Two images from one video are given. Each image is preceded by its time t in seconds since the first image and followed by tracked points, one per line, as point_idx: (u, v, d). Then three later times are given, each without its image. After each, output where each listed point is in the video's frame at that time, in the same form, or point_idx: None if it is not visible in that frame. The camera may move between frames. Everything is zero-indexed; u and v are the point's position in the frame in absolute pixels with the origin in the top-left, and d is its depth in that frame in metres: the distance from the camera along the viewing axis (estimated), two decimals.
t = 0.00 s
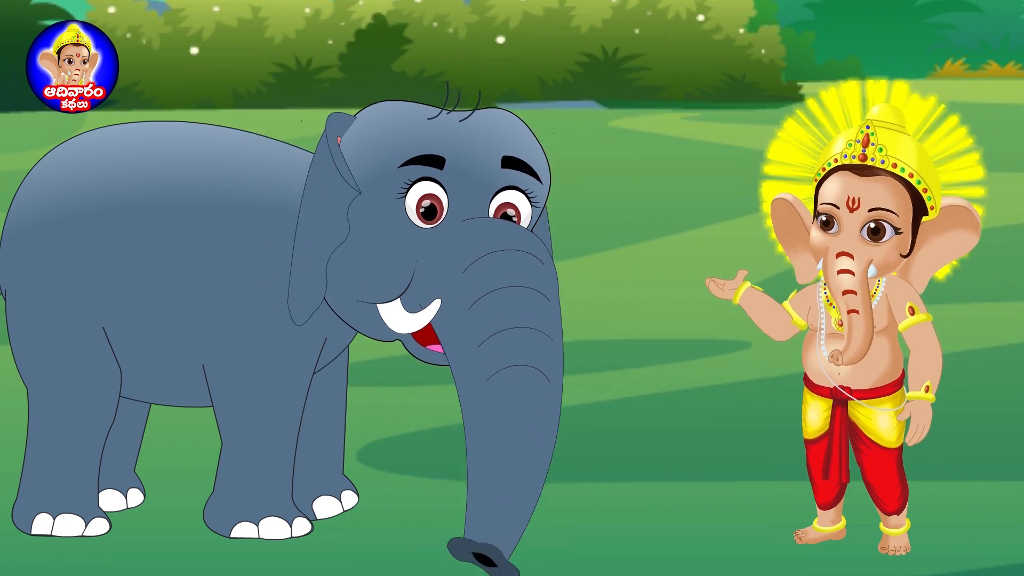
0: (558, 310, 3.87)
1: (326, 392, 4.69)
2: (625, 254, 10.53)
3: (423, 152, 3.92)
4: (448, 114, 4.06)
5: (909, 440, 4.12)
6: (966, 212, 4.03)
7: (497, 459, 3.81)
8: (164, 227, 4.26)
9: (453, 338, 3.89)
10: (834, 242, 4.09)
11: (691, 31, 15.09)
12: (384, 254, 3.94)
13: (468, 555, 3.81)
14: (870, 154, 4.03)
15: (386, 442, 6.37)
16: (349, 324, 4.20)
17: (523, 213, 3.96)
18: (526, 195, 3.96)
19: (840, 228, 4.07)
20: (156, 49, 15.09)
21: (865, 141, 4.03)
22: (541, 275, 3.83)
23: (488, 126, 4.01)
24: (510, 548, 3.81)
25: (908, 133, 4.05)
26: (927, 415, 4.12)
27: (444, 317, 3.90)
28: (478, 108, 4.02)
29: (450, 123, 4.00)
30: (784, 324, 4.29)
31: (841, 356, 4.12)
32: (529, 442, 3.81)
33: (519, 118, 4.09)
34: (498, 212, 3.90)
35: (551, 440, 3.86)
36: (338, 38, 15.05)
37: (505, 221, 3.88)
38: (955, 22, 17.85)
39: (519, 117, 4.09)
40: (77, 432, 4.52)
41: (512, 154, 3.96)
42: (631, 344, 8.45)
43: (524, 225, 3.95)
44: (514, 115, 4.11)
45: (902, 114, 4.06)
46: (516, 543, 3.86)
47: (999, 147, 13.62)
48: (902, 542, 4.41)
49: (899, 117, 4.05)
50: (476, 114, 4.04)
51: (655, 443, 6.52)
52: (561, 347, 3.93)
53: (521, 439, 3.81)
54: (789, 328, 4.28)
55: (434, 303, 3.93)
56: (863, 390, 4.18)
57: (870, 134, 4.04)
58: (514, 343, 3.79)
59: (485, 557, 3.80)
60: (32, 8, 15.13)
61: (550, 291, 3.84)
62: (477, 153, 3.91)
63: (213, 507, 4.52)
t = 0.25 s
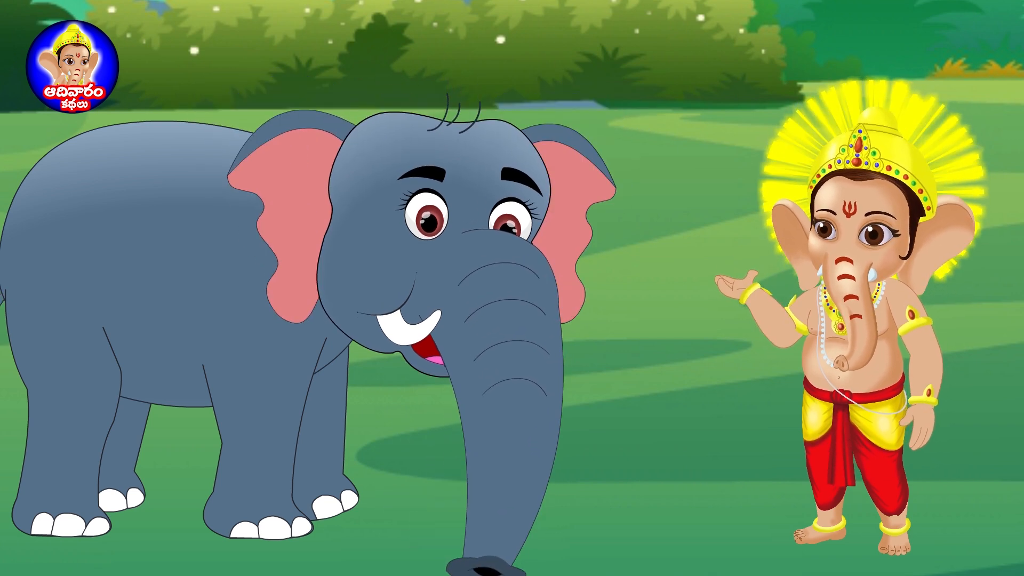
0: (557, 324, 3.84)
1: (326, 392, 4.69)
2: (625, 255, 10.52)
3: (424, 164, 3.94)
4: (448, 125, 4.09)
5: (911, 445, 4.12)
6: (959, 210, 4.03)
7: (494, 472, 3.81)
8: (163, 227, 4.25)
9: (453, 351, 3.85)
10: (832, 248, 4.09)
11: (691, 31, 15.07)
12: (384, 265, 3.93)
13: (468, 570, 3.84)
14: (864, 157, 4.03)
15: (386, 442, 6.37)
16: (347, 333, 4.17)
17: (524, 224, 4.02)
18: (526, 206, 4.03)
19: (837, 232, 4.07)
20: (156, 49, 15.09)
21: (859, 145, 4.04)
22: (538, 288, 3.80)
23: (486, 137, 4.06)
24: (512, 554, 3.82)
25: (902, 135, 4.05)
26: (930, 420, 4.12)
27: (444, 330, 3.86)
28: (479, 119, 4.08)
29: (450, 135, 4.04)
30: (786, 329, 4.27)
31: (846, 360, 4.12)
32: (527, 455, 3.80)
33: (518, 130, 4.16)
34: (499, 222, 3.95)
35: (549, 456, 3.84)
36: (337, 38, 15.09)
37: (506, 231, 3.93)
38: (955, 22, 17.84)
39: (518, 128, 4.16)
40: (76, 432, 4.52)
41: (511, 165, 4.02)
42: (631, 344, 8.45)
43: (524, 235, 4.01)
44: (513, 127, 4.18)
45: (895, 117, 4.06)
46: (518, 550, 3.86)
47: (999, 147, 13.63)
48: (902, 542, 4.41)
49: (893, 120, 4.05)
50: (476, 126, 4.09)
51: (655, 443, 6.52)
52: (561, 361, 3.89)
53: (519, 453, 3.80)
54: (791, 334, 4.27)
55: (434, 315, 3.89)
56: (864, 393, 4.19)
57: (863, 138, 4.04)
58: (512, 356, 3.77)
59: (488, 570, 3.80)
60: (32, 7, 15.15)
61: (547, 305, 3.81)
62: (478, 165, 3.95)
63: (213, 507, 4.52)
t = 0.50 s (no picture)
0: (557, 322, 3.86)
1: (326, 392, 4.69)
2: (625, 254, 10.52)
3: (424, 160, 3.93)
4: (448, 121, 4.08)
5: (912, 445, 4.12)
6: (958, 209, 4.03)
7: (472, 462, 3.84)
8: (163, 227, 4.25)
9: (452, 345, 3.86)
10: (832, 249, 4.09)
11: (691, 31, 15.09)
12: (383, 260, 3.93)
13: (407, 544, 3.84)
14: (864, 157, 4.03)
15: (386, 442, 6.37)
16: (348, 330, 4.18)
17: (523, 221, 4.03)
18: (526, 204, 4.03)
19: (837, 233, 4.07)
20: (156, 49, 15.08)
21: (859, 145, 4.04)
22: (540, 287, 3.81)
23: (486, 134, 4.05)
24: (451, 545, 3.84)
25: (902, 135, 4.05)
26: (930, 420, 4.12)
27: (444, 325, 3.86)
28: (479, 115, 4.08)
29: (450, 131, 4.03)
30: (787, 329, 4.27)
31: (846, 361, 4.12)
32: (509, 449, 3.83)
33: (518, 126, 4.15)
34: (499, 218, 3.96)
35: (529, 453, 3.87)
36: (337, 38, 15.08)
37: (506, 227, 3.94)
38: (955, 22, 17.85)
39: (517, 124, 4.15)
40: (76, 432, 4.52)
41: (512, 162, 4.02)
42: (631, 344, 8.45)
43: (523, 231, 4.03)
44: (513, 122, 4.17)
45: (896, 117, 4.06)
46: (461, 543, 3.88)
47: (999, 147, 13.63)
48: (902, 542, 4.41)
49: (891, 120, 4.05)
50: (475, 121, 4.09)
51: (655, 443, 6.52)
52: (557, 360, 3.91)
53: (500, 446, 3.83)
54: (791, 335, 4.27)
55: (434, 311, 3.90)
56: (863, 393, 4.19)
57: (862, 139, 4.04)
58: (509, 351, 3.79)
59: (425, 549, 3.83)
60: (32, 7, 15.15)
61: (547, 302, 3.83)
62: (477, 161, 3.95)
63: (213, 507, 4.51)
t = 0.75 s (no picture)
0: (558, 309, 3.86)
1: (326, 391, 4.69)
2: (625, 254, 10.53)
3: (425, 149, 3.93)
4: (447, 109, 4.08)
5: (912, 445, 4.12)
6: (958, 210, 4.03)
7: (473, 447, 3.86)
8: (163, 227, 4.25)
9: (452, 332, 3.87)
10: (832, 249, 4.09)
11: (691, 31, 15.09)
12: (384, 247, 3.93)
13: (408, 524, 3.84)
14: (864, 157, 4.03)
15: (386, 442, 6.37)
16: (350, 320, 4.18)
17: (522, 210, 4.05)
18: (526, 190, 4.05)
19: (837, 232, 4.07)
20: (156, 49, 15.09)
21: (859, 145, 4.04)
22: (544, 273, 3.81)
23: (487, 121, 4.05)
24: (448, 530, 3.85)
25: (902, 135, 4.05)
26: (930, 420, 4.12)
27: (444, 312, 3.88)
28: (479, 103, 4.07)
29: (450, 118, 4.03)
30: (787, 329, 4.27)
31: (846, 361, 4.12)
32: (511, 435, 3.85)
33: (519, 114, 4.15)
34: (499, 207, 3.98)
35: (528, 440, 3.89)
36: (337, 38, 15.04)
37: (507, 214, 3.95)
38: (954, 22, 17.85)
39: (518, 113, 4.15)
40: (77, 432, 4.52)
41: (512, 149, 4.03)
42: (631, 344, 8.45)
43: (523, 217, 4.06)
44: (513, 111, 4.17)
45: (895, 117, 4.06)
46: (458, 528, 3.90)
47: (999, 147, 13.63)
48: (902, 542, 4.41)
49: (891, 120, 4.05)
50: (476, 109, 4.08)
51: (655, 443, 6.52)
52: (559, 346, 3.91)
53: (501, 431, 3.85)
54: (791, 335, 4.27)
55: (434, 298, 3.92)
56: (864, 393, 4.19)
57: (862, 139, 4.04)
58: (511, 338, 3.79)
59: (424, 533, 3.83)
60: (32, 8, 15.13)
61: (550, 289, 3.83)
62: (478, 149, 3.95)
63: (213, 507, 4.51)
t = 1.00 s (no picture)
0: (558, 295, 3.91)
1: (326, 391, 4.69)
2: (625, 254, 10.52)
3: (424, 134, 3.92)
4: (447, 96, 4.04)
5: (912, 445, 4.12)
6: (958, 210, 4.03)
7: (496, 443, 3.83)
8: (163, 227, 4.26)
9: (453, 321, 3.89)
10: (832, 249, 4.09)
11: (691, 31, 15.10)
12: (384, 236, 3.94)
13: (467, 537, 3.81)
14: (864, 157, 4.03)
15: (387, 442, 6.37)
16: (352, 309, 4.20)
17: (523, 196, 3.96)
18: (526, 177, 3.97)
19: (837, 232, 4.07)
20: (156, 49, 15.10)
21: (858, 146, 4.04)
22: (542, 258, 3.85)
23: (486, 108, 4.00)
24: (509, 532, 3.82)
25: (902, 135, 4.05)
26: (930, 420, 4.12)
27: (444, 300, 3.90)
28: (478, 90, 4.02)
29: (449, 106, 3.99)
30: (787, 329, 4.27)
31: (846, 361, 4.13)
32: (527, 425, 3.83)
33: (519, 102, 4.09)
34: (498, 193, 3.91)
35: (548, 428, 3.88)
36: (337, 38, 15.02)
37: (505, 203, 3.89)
38: (955, 22, 17.84)
39: (519, 100, 4.09)
40: (76, 432, 4.52)
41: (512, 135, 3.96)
42: (631, 344, 8.45)
43: (524, 207, 3.96)
44: (514, 98, 4.12)
45: (895, 117, 4.06)
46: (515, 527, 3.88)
47: (999, 147, 13.63)
48: (902, 542, 4.41)
49: (891, 120, 4.05)
50: (475, 96, 4.04)
51: (655, 443, 6.52)
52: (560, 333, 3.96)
53: (518, 422, 3.83)
54: (791, 335, 4.27)
55: (434, 286, 3.94)
56: (864, 393, 4.19)
57: (862, 139, 4.04)
58: (515, 325, 3.81)
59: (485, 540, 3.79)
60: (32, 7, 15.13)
61: (550, 274, 3.88)
62: (477, 135, 3.91)
63: (213, 507, 4.52)
